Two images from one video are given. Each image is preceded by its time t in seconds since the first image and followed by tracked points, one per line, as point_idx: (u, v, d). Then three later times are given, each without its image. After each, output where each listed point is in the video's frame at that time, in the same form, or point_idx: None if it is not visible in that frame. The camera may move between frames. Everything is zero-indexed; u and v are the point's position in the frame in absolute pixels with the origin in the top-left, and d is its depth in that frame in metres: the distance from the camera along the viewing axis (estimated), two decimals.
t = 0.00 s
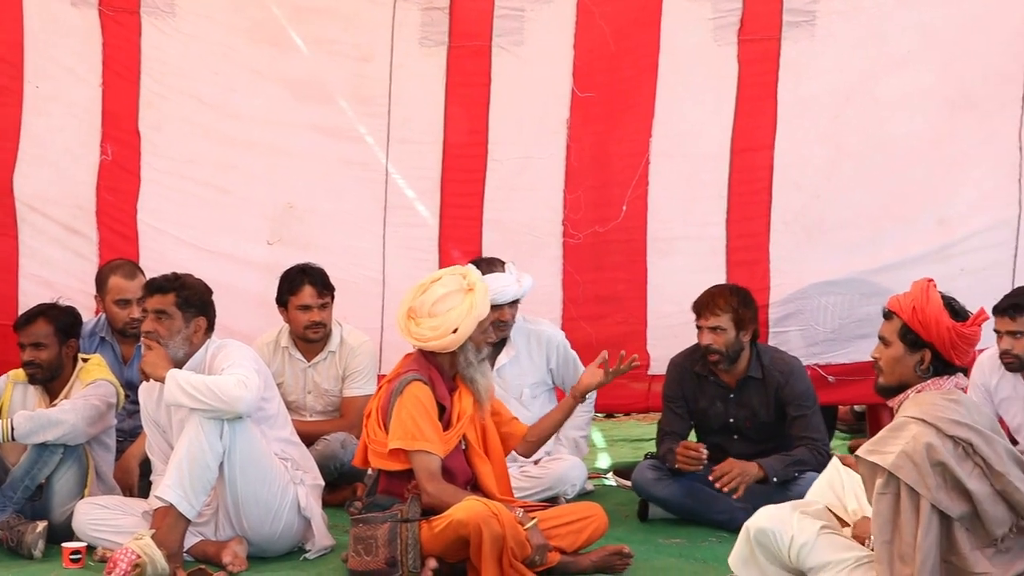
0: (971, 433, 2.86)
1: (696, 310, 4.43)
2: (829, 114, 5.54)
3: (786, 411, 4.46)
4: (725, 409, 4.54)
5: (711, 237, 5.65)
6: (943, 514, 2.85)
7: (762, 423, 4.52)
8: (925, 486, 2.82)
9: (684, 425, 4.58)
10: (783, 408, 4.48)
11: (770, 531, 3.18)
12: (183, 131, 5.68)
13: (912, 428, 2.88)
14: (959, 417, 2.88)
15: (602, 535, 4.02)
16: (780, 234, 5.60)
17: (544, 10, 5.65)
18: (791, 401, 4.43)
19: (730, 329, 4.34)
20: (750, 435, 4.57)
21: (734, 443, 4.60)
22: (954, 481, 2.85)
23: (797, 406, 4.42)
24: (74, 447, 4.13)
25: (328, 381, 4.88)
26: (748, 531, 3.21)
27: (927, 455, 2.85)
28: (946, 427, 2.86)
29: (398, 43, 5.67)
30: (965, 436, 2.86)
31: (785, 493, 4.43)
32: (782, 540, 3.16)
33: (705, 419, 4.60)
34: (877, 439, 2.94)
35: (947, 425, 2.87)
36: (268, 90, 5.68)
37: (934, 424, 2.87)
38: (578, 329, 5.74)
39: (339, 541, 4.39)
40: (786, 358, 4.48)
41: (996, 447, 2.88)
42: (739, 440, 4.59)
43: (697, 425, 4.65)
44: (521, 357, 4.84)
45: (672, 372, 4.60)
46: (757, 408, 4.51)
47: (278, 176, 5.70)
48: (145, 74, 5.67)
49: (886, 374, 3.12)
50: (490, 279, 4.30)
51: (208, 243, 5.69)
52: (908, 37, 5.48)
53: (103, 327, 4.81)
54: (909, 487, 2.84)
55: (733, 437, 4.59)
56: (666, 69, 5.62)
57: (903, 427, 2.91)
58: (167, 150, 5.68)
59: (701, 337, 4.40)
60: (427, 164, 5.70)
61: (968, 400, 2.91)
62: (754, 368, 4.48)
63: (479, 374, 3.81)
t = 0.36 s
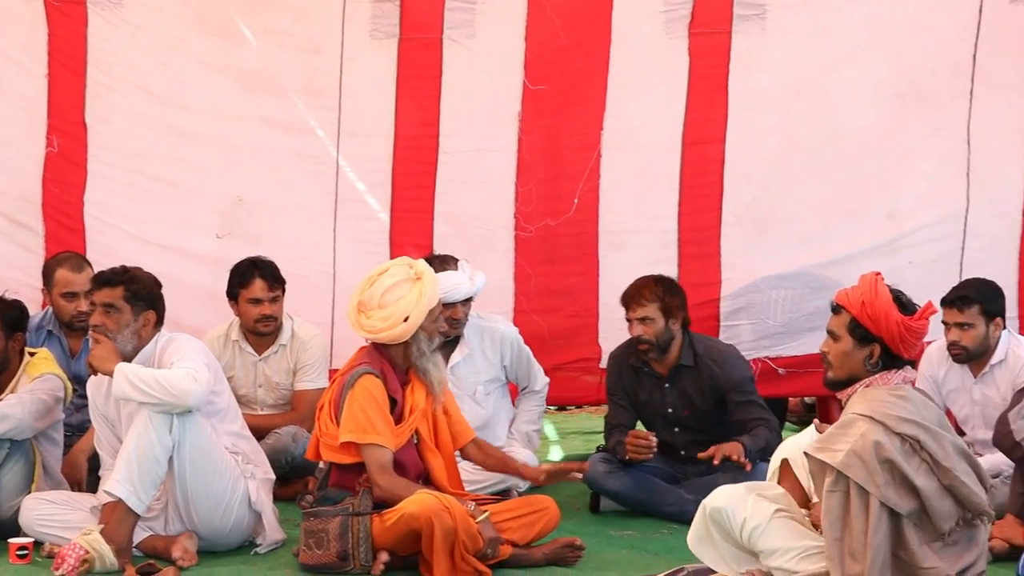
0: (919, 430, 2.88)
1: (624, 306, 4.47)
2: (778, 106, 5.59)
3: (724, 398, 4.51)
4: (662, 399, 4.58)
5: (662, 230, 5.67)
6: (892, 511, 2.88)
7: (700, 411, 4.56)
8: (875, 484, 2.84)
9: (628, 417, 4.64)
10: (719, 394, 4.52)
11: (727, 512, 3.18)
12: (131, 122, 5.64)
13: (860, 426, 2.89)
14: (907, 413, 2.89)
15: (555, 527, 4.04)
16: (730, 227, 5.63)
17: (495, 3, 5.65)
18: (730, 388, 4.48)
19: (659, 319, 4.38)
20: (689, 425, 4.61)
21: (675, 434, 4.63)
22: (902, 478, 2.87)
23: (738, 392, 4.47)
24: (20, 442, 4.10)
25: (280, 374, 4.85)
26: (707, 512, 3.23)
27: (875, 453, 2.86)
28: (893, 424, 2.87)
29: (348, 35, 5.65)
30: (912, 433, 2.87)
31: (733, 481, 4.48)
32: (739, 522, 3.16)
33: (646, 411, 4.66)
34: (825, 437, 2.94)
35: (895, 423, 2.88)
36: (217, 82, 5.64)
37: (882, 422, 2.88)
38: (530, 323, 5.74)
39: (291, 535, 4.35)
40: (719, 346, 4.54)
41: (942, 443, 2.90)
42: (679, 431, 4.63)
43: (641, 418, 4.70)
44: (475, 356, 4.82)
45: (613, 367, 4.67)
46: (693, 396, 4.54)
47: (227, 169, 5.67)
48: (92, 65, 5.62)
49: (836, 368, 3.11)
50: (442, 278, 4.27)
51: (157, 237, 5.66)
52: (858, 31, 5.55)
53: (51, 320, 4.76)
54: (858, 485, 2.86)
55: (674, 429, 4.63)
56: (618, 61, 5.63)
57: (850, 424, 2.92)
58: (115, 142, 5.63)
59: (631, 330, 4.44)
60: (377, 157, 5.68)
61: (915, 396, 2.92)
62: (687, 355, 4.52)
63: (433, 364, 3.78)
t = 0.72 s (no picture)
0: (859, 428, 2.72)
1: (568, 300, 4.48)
2: (732, 101, 5.62)
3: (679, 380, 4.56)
4: (615, 390, 4.60)
5: (617, 225, 5.69)
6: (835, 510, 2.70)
7: (653, 397, 4.59)
8: (815, 481, 2.68)
9: (580, 411, 4.63)
10: (670, 374, 4.56)
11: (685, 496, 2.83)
12: (82, 117, 5.59)
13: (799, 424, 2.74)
14: (847, 411, 2.73)
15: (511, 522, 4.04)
16: (686, 221, 5.67)
17: None
18: (685, 371, 4.53)
19: (604, 310, 4.40)
20: (643, 413, 4.63)
21: (630, 426, 4.65)
22: (843, 476, 2.70)
23: (693, 372, 4.52)
24: None
25: (234, 369, 4.81)
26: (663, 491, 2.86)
27: (814, 451, 2.70)
28: (832, 422, 2.72)
29: (302, 29, 5.62)
30: (853, 430, 2.71)
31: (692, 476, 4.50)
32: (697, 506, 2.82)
33: (598, 404, 4.67)
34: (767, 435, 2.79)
35: (834, 420, 2.72)
36: (171, 76, 5.60)
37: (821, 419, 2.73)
38: (485, 318, 5.75)
39: (246, 531, 4.31)
40: (666, 330, 4.59)
41: (885, 441, 2.73)
42: (634, 422, 4.65)
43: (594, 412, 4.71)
44: (430, 354, 4.80)
45: (561, 365, 4.68)
46: (645, 382, 4.56)
47: (181, 164, 5.63)
48: (43, 58, 5.55)
49: (787, 365, 3.12)
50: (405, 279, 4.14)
51: (109, 232, 5.61)
52: (811, 26, 5.59)
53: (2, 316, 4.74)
54: (799, 484, 2.70)
55: (629, 421, 4.65)
56: (573, 56, 5.64)
57: (791, 422, 2.76)
58: (66, 136, 5.58)
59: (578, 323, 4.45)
60: (332, 152, 5.66)
61: (858, 393, 2.75)
62: (634, 343, 4.55)
63: (392, 360, 3.78)
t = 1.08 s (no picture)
0: (814, 421, 2.78)
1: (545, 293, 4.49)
2: (695, 98, 5.66)
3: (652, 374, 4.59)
4: (586, 384, 4.60)
5: (582, 222, 5.71)
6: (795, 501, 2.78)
7: (623, 392, 4.60)
8: (772, 474, 2.76)
9: (548, 406, 4.62)
10: (643, 370, 4.59)
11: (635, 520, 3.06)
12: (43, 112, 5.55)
13: (757, 417, 2.81)
14: (803, 403, 2.80)
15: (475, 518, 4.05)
16: (651, 218, 5.70)
17: None
18: (657, 365, 4.56)
19: (580, 307, 4.41)
20: (613, 409, 4.64)
21: (599, 420, 4.65)
22: (800, 469, 2.78)
23: (667, 366, 4.56)
24: None
25: (198, 366, 4.79)
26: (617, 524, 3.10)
27: (771, 444, 2.78)
28: (788, 414, 2.79)
29: (266, 25, 5.61)
30: (807, 424, 2.78)
31: (656, 472, 4.52)
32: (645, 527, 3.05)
33: (567, 399, 4.66)
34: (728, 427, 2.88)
35: (790, 413, 2.79)
36: (133, 72, 5.58)
37: (777, 412, 2.80)
38: (449, 315, 5.77)
39: (210, 527, 4.29)
40: (638, 326, 4.63)
41: (842, 434, 2.80)
42: (604, 416, 4.65)
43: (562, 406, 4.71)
44: (393, 351, 4.78)
45: (531, 359, 4.67)
46: (618, 377, 4.59)
47: (144, 160, 5.61)
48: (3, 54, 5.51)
49: (750, 359, 3.13)
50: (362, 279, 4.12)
51: (72, 229, 5.58)
52: (775, 24, 5.62)
53: None
54: (757, 476, 2.78)
55: (598, 415, 4.65)
56: (537, 52, 5.66)
57: (749, 414, 2.84)
58: (28, 133, 5.54)
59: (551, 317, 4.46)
60: (296, 149, 5.64)
61: (816, 387, 2.83)
62: (608, 338, 4.58)
63: (356, 356, 3.76)
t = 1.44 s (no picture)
0: (792, 411, 2.83)
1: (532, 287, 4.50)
2: (678, 97, 5.68)
3: (638, 371, 4.60)
4: (572, 383, 4.61)
5: (565, 221, 5.73)
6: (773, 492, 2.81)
7: (609, 391, 4.61)
8: (752, 464, 2.78)
9: (532, 406, 4.62)
10: (629, 366, 4.59)
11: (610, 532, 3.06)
12: (25, 111, 5.52)
13: (734, 409, 2.84)
14: (780, 394, 2.84)
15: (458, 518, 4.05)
16: (633, 217, 5.72)
17: None
18: (643, 361, 4.57)
19: (567, 305, 4.42)
20: (599, 409, 4.64)
21: (585, 419, 4.67)
22: (780, 459, 2.81)
23: (653, 363, 4.56)
24: None
25: (181, 365, 4.79)
26: (592, 533, 3.11)
27: (750, 435, 2.81)
28: (766, 405, 2.82)
29: (248, 24, 5.60)
30: (786, 414, 2.82)
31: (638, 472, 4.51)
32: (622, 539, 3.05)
33: (551, 397, 4.67)
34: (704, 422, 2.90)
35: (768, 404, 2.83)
36: (115, 71, 5.56)
37: (755, 403, 2.83)
38: (433, 314, 5.78)
39: (193, 527, 4.27)
40: (626, 323, 4.64)
41: (819, 423, 2.85)
42: (590, 416, 4.66)
43: (546, 404, 4.72)
44: (377, 347, 4.76)
45: (516, 358, 4.67)
46: (602, 375, 4.59)
47: (126, 158, 5.60)
48: None
49: (722, 356, 3.13)
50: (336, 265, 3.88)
51: (54, 228, 5.57)
52: (757, 23, 5.64)
53: None
54: (737, 468, 2.80)
55: (585, 414, 4.66)
56: (520, 51, 5.67)
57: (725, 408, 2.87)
58: (9, 132, 5.51)
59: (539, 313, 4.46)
60: (279, 148, 5.64)
61: (791, 378, 2.88)
62: (595, 337, 4.59)
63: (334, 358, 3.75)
